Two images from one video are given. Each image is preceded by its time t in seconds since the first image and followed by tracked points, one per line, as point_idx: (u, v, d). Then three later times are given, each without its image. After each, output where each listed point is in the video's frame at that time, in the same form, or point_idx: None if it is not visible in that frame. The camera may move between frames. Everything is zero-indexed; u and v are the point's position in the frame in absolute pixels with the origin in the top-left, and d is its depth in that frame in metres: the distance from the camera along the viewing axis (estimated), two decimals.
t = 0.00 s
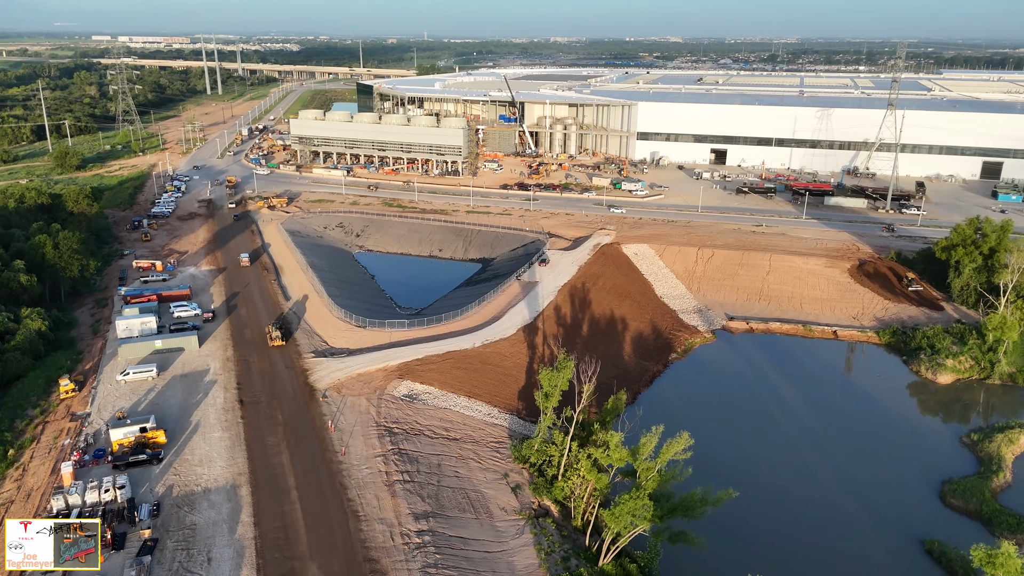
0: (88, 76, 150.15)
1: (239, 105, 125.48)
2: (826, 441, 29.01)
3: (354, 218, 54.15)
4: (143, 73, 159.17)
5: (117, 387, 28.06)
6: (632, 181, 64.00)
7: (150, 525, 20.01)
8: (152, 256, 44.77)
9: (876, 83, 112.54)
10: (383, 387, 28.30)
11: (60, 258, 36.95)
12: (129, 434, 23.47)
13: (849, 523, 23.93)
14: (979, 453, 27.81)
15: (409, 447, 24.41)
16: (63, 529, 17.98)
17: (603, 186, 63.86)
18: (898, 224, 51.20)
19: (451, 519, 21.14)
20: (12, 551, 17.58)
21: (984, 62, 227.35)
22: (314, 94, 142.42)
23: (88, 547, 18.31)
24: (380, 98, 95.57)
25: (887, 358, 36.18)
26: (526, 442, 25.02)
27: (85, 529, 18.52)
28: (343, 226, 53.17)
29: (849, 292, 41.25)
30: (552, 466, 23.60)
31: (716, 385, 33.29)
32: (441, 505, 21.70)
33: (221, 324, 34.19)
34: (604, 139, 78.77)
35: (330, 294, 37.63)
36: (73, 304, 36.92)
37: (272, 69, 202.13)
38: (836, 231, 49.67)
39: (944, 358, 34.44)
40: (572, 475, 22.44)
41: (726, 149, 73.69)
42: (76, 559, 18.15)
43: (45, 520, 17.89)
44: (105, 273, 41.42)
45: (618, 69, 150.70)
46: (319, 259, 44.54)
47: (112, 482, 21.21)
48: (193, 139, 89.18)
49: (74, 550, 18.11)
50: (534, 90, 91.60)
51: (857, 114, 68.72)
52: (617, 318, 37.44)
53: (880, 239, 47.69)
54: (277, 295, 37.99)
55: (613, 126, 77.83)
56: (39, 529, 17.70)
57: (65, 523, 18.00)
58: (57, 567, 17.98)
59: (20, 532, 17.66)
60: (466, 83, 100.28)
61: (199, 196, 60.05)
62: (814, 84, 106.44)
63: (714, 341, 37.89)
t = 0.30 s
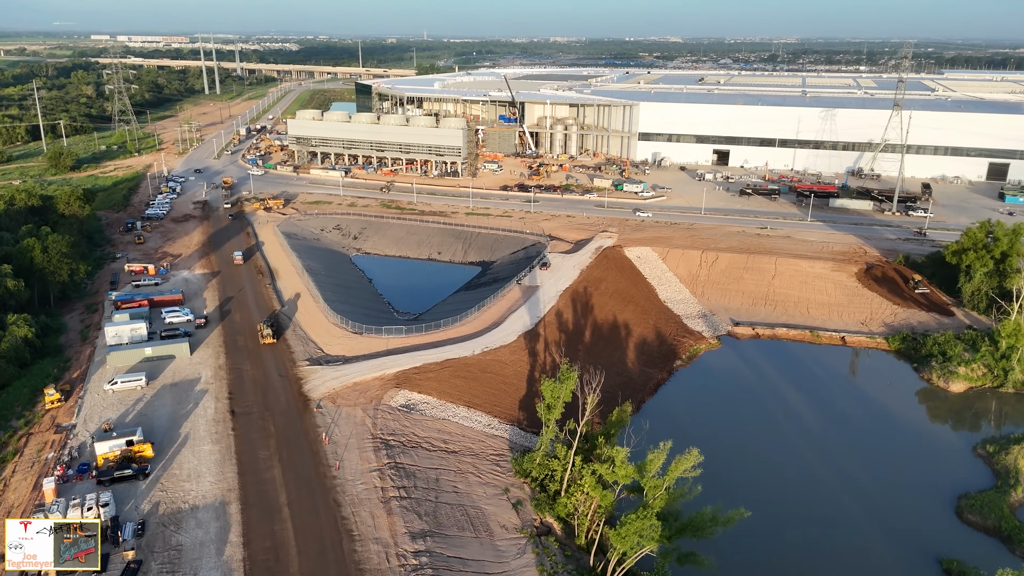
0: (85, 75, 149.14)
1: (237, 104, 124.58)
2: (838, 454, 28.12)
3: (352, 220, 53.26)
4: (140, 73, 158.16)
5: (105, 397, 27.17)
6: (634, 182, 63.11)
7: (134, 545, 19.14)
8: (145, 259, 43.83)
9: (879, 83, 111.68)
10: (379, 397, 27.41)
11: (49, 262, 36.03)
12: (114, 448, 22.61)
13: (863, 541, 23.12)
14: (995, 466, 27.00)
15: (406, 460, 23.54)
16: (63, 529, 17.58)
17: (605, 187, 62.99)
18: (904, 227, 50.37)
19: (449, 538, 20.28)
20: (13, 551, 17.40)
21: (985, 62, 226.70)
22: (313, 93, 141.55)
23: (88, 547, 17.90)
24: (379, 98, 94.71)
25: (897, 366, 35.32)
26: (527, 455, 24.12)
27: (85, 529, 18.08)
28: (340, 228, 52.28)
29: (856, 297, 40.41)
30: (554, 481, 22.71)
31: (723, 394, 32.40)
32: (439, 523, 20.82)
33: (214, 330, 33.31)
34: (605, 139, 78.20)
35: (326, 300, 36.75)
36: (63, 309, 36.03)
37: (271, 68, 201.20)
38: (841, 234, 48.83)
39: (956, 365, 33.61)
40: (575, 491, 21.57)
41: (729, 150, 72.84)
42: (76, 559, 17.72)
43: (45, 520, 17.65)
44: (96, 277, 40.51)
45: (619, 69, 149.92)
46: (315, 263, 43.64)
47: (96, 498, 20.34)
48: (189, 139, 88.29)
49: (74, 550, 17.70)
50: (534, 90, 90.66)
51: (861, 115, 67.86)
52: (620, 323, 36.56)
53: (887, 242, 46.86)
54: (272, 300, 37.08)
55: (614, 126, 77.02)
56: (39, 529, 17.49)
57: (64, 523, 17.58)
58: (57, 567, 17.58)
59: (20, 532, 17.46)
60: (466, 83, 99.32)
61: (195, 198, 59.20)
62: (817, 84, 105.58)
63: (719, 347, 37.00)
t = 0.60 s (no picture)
0: (82, 74, 148.12)
1: (234, 104, 123.56)
2: (852, 468, 27.12)
3: (349, 222, 52.32)
4: (137, 73, 157.04)
5: (91, 407, 26.21)
6: (636, 183, 62.17)
7: (116, 568, 18.19)
8: (137, 262, 42.86)
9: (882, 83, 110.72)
10: (375, 407, 26.45)
11: (36, 266, 35.07)
12: (99, 462, 21.66)
13: (879, 560, 22.22)
14: (1013, 479, 26.11)
15: (402, 475, 22.60)
16: (64, 529, 16.75)
17: (606, 188, 62.02)
18: (912, 229, 49.46)
19: (447, 559, 19.35)
20: (12, 551, 16.26)
21: (986, 62, 225.70)
22: (311, 93, 140.52)
23: (88, 547, 17.32)
24: (378, 98, 93.75)
25: (908, 373, 34.44)
26: (528, 468, 23.16)
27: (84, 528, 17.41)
28: (337, 230, 51.34)
29: (864, 302, 39.52)
30: (557, 497, 21.74)
31: (731, 405, 31.41)
32: (437, 543, 19.89)
33: (205, 337, 32.33)
34: (607, 140, 77.31)
35: (322, 305, 35.79)
36: (51, 314, 35.07)
37: (269, 67, 200.07)
38: (848, 236, 47.91)
39: (969, 373, 32.66)
40: (579, 508, 20.60)
41: (731, 150, 71.91)
42: (76, 559, 17.07)
43: (45, 519, 16.63)
44: (86, 281, 39.56)
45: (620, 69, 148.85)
46: (311, 266, 42.68)
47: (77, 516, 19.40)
48: (186, 139, 87.31)
49: (74, 550, 16.99)
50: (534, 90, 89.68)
51: (866, 115, 66.96)
52: (623, 329, 35.62)
53: (895, 245, 45.96)
54: (265, 304, 36.11)
55: (615, 127, 76.15)
56: (39, 529, 16.46)
57: (66, 523, 16.77)
58: (56, 567, 16.72)
59: (19, 531, 16.36)
60: (465, 83, 98.30)
61: (190, 199, 58.23)
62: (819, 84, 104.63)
63: (725, 354, 36.04)
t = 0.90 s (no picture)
0: (79, 74, 147.04)
1: (232, 104, 122.57)
2: (865, 482, 26.09)
3: (347, 223, 51.33)
4: (134, 71, 155.97)
5: (75, 418, 25.23)
6: (638, 184, 61.19)
7: None
8: (128, 265, 41.86)
9: (885, 83, 109.76)
10: (370, 418, 25.46)
11: (22, 270, 34.09)
12: (80, 478, 20.71)
13: None
14: None
15: (398, 491, 21.62)
16: (64, 529, 17.00)
17: (608, 189, 61.06)
18: (920, 231, 48.50)
19: None
20: (12, 551, 16.62)
21: (987, 62, 224.74)
22: (310, 93, 139.64)
23: (89, 546, 17.42)
24: (377, 98, 92.81)
25: (920, 382, 33.49)
26: (530, 483, 22.16)
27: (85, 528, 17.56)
28: (334, 232, 50.35)
29: (874, 307, 38.58)
30: (560, 514, 20.73)
31: (738, 411, 30.28)
32: (433, 565, 18.92)
33: (196, 343, 31.30)
34: (608, 140, 76.36)
35: (316, 310, 34.80)
36: (38, 320, 34.12)
37: (268, 67, 199.07)
38: (855, 239, 46.95)
39: (984, 381, 31.69)
40: (584, 528, 19.60)
41: (734, 151, 70.96)
42: (76, 559, 17.20)
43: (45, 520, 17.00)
44: (76, 284, 38.56)
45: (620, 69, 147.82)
46: (307, 269, 41.68)
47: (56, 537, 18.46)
48: (182, 139, 86.34)
49: (74, 550, 17.17)
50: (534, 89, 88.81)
51: (871, 115, 66.02)
52: (627, 335, 34.63)
53: (903, 248, 45.00)
54: (259, 309, 35.12)
55: (617, 127, 75.28)
56: (39, 529, 16.81)
57: (65, 522, 17.02)
58: (56, 567, 16.96)
59: (19, 532, 16.73)
60: (465, 82, 97.30)
61: (185, 200, 57.29)
62: (822, 84, 103.71)
63: (732, 360, 35.02)
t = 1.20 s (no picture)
0: (76, 72, 145.81)
1: (230, 103, 121.52)
2: (880, 496, 25.08)
3: (344, 225, 50.33)
4: (132, 70, 154.98)
5: (57, 430, 24.25)
6: (640, 185, 60.23)
7: None
8: (119, 268, 40.86)
9: (888, 82, 108.75)
10: (365, 429, 24.47)
11: (9, 274, 33.08)
12: (60, 495, 19.75)
13: None
14: None
15: (393, 509, 20.65)
16: (63, 530, 16.49)
17: (610, 190, 60.13)
18: (929, 234, 47.54)
19: None
20: (12, 551, 15.83)
21: (989, 61, 223.30)
22: (309, 93, 138.65)
23: (88, 547, 17.32)
24: (376, 98, 91.92)
25: (932, 390, 32.54)
26: (532, 500, 21.19)
27: (85, 528, 17.37)
28: (331, 234, 49.34)
29: (883, 312, 37.64)
30: (564, 533, 19.76)
31: (746, 423, 29.37)
32: None
33: (186, 350, 30.30)
34: (609, 140, 75.42)
35: (312, 315, 33.81)
36: (25, 325, 33.14)
37: (266, 66, 197.95)
38: (863, 241, 46.00)
39: (999, 390, 30.67)
40: (589, 549, 18.64)
41: (738, 151, 69.98)
42: (76, 559, 17.14)
43: (45, 519, 16.15)
44: (65, 288, 37.56)
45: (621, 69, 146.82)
46: (303, 272, 40.69)
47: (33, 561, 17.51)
48: (178, 138, 85.31)
49: (74, 551, 16.94)
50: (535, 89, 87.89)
51: (876, 115, 65.07)
52: (631, 341, 33.64)
53: (912, 251, 44.05)
54: (252, 314, 34.12)
55: (618, 127, 74.43)
56: (38, 529, 15.96)
57: (65, 523, 16.49)
58: (55, 566, 16.60)
59: (19, 531, 15.92)
60: (465, 82, 96.34)
61: (179, 201, 56.29)
62: (825, 84, 102.72)
63: (739, 368, 34.05)
